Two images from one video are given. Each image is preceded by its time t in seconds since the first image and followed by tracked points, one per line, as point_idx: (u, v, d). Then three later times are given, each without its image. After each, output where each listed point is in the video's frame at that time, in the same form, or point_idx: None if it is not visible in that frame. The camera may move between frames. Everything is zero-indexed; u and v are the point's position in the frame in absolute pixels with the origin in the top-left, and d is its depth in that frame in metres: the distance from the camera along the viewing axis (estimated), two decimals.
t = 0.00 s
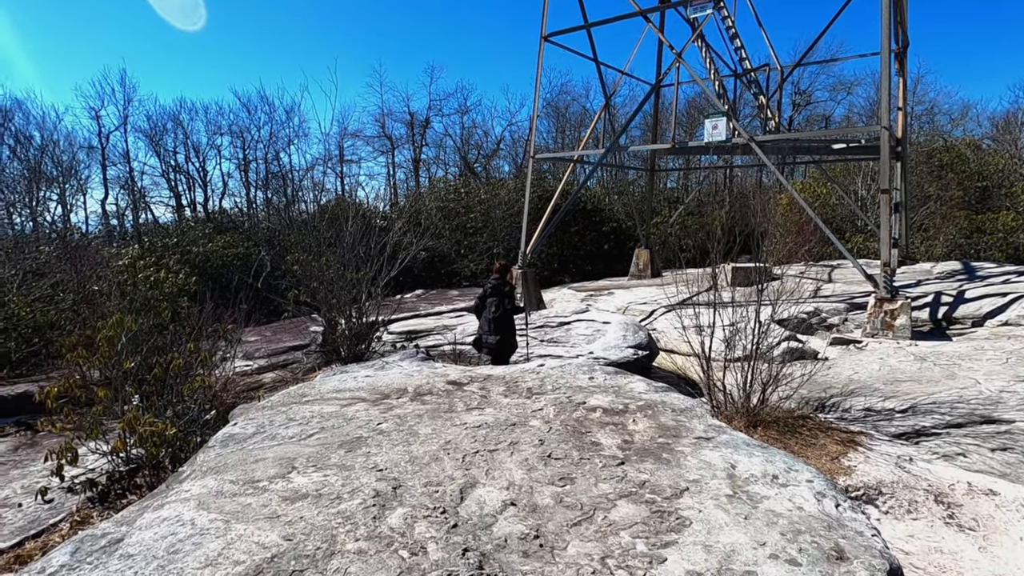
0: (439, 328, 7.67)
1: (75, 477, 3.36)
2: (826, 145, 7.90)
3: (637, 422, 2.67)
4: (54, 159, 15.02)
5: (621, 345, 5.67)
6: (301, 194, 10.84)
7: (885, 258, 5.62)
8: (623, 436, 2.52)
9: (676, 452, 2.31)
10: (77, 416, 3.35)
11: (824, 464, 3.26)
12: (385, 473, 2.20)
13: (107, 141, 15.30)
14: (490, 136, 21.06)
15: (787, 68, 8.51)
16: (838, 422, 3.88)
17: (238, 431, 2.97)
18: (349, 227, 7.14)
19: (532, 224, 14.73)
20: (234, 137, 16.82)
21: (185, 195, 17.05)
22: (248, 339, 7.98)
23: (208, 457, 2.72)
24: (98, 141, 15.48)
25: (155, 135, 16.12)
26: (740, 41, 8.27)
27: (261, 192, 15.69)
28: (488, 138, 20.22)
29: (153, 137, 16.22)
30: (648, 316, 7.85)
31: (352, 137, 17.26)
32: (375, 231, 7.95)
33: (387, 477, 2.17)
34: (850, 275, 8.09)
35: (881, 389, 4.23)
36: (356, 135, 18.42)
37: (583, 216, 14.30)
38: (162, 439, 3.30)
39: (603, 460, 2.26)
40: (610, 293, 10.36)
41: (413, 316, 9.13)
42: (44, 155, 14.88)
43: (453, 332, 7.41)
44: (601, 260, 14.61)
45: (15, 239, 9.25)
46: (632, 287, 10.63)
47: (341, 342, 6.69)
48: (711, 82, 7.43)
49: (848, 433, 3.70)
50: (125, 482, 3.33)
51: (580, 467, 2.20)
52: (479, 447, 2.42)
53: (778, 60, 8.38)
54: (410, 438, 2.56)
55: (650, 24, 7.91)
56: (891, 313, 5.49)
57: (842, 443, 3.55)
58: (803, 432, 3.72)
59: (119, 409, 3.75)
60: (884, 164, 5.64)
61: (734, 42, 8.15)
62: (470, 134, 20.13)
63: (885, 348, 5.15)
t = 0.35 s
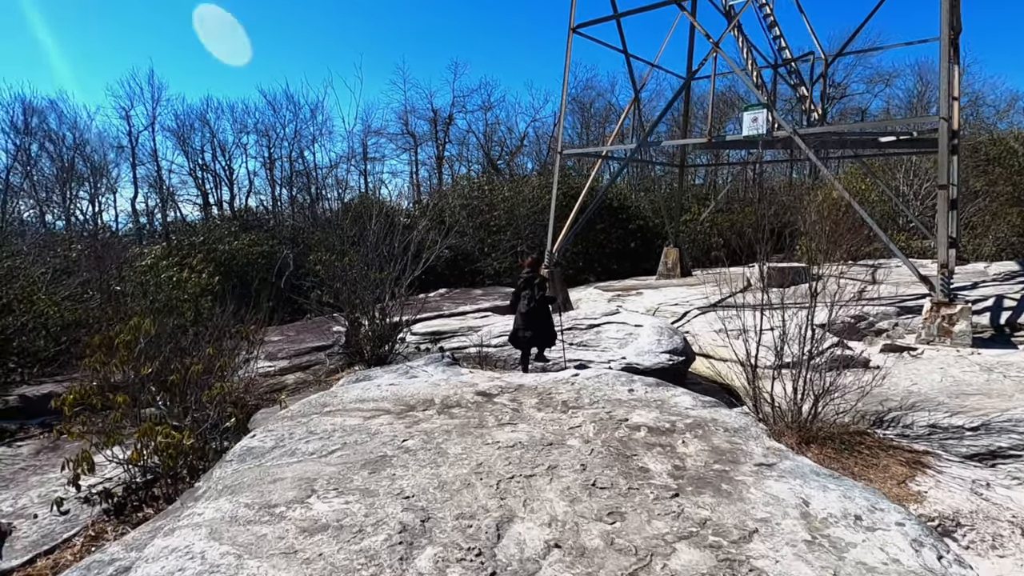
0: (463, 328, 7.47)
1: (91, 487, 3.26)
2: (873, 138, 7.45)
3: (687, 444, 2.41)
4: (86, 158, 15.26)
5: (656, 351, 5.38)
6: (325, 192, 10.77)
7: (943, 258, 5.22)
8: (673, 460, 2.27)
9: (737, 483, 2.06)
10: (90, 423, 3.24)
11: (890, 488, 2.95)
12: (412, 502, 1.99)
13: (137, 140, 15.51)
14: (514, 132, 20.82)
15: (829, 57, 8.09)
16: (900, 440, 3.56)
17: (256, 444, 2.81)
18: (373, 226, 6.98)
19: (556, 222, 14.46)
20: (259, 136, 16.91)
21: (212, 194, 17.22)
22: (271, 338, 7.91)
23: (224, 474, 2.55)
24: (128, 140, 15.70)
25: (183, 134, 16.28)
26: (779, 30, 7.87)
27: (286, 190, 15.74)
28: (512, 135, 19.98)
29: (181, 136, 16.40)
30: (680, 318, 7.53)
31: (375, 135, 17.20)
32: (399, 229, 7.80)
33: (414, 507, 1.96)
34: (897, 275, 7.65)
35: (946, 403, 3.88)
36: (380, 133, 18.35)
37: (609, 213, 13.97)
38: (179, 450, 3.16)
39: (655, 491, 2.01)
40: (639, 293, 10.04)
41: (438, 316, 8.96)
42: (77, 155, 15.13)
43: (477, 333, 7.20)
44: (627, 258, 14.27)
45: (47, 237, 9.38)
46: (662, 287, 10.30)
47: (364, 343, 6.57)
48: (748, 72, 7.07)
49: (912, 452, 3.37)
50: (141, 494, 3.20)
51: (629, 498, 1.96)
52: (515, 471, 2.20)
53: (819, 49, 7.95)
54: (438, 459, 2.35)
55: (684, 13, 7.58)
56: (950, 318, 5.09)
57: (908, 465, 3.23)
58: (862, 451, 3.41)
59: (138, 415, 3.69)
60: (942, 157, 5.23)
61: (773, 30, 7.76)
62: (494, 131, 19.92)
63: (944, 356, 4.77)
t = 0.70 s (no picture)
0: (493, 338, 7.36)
1: (122, 507, 3.25)
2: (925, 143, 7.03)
3: (734, 493, 2.25)
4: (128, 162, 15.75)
5: (692, 369, 5.18)
6: (355, 196, 10.82)
7: (1006, 275, 4.88)
8: (720, 513, 2.11)
9: (792, 546, 1.90)
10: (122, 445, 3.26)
11: (955, 538, 2.73)
12: (442, 558, 1.89)
13: (176, 143, 15.93)
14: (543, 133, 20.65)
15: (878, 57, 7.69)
16: (962, 479, 3.30)
17: (282, 474, 2.75)
18: (402, 234, 6.93)
19: (586, 225, 14.25)
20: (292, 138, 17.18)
21: (246, 195, 17.57)
22: (302, 345, 7.97)
23: (250, 507, 2.50)
24: (167, 144, 16.14)
25: (219, 137, 16.63)
26: (824, 29, 7.53)
27: (318, 192, 15.94)
28: (541, 135, 19.80)
29: (217, 139, 16.77)
30: (716, 331, 7.28)
31: (405, 136, 17.28)
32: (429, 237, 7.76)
33: (444, 564, 1.86)
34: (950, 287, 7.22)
35: (1013, 439, 3.59)
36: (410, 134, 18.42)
37: (641, 216, 13.69)
38: (207, 477, 3.08)
39: (703, 554, 1.86)
40: (671, 301, 9.78)
41: (466, 323, 8.89)
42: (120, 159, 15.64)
43: (507, 344, 7.08)
44: (659, 262, 13.97)
45: (91, 241, 9.69)
46: (695, 294, 10.02)
47: (393, 354, 6.52)
48: (792, 74, 6.77)
49: (977, 494, 3.12)
50: (170, 516, 3.17)
51: (674, 562, 1.82)
52: (549, 521, 2.08)
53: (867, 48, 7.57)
54: (468, 503, 2.25)
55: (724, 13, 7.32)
56: (1013, 340, 4.76)
57: (973, 509, 2.98)
58: (920, 491, 3.17)
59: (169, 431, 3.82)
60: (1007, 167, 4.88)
61: (817, 30, 7.42)
62: (523, 131, 19.79)
63: (1007, 382, 4.45)
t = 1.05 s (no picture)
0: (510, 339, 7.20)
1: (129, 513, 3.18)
2: (970, 141, 6.64)
3: (769, 524, 2.05)
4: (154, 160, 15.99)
5: (717, 377, 4.96)
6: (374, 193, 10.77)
7: None
8: (754, 548, 1.92)
9: None
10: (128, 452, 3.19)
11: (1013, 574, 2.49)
12: None
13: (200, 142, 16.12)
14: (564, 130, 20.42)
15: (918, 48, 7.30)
16: (1017, 505, 3.03)
17: (287, 486, 2.64)
18: (420, 233, 6.81)
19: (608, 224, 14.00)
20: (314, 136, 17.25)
21: (268, 192, 17.72)
22: (319, 344, 7.93)
23: (251, 522, 2.38)
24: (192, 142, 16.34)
25: (243, 135, 16.79)
26: (861, 20, 7.17)
27: (338, 189, 15.96)
28: (563, 132, 19.58)
29: (240, 137, 16.93)
30: (742, 336, 7.00)
31: (425, 134, 17.22)
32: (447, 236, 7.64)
33: None
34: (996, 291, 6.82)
35: None
36: (430, 132, 18.35)
37: (664, 216, 13.40)
38: (211, 486, 2.99)
39: None
40: (695, 303, 9.50)
41: (484, 324, 8.75)
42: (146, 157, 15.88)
43: (525, 346, 6.92)
44: (682, 262, 13.67)
45: (115, 238, 9.82)
46: (720, 296, 9.73)
47: (408, 355, 6.39)
48: (826, 68, 6.46)
49: None
50: (175, 525, 3.08)
51: None
52: (565, 551, 1.92)
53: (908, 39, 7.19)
54: (478, 528, 2.10)
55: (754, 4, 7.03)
56: None
57: None
58: (971, 519, 2.92)
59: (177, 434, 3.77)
60: None
61: (853, 21, 7.08)
62: (544, 129, 19.59)
63: None
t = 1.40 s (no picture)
0: (517, 348, 6.99)
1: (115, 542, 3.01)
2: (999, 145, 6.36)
3: None
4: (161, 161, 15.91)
5: (735, 394, 4.73)
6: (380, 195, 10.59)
7: None
8: None
9: None
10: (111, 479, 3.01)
11: None
12: None
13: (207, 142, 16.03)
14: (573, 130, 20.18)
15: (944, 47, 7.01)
16: None
17: (277, 522, 2.45)
18: (425, 239, 6.62)
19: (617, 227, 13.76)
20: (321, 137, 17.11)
21: (275, 193, 17.61)
22: (323, 350, 7.75)
23: (236, 564, 2.19)
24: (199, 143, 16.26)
25: (249, 135, 16.68)
26: (883, 19, 6.90)
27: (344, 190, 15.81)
28: (571, 133, 19.34)
29: (247, 137, 16.83)
30: (758, 346, 6.75)
31: (433, 134, 17.05)
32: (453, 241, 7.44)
33: None
34: None
35: None
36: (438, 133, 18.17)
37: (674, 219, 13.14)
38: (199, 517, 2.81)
39: None
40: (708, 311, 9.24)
41: (491, 331, 8.55)
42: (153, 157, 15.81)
43: (533, 355, 6.70)
44: (693, 266, 13.39)
45: (120, 239, 9.72)
46: (734, 303, 9.48)
47: (412, 365, 6.18)
48: (848, 69, 6.20)
49: None
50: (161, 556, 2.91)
51: None
52: None
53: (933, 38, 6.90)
54: None
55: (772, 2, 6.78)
56: None
57: None
58: (1020, 562, 2.68)
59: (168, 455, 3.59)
60: None
61: (876, 20, 6.81)
62: (553, 129, 19.35)
63: None
